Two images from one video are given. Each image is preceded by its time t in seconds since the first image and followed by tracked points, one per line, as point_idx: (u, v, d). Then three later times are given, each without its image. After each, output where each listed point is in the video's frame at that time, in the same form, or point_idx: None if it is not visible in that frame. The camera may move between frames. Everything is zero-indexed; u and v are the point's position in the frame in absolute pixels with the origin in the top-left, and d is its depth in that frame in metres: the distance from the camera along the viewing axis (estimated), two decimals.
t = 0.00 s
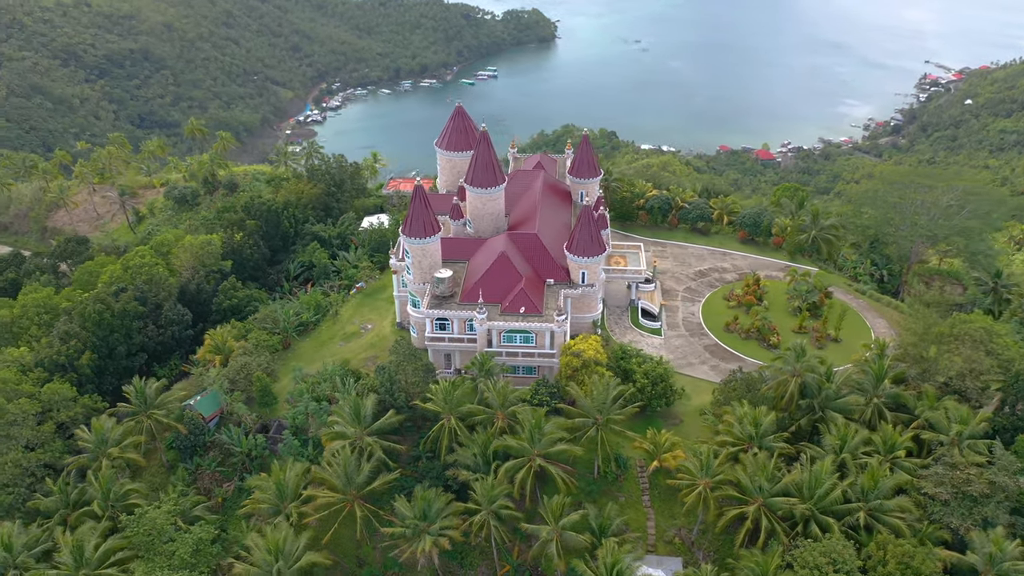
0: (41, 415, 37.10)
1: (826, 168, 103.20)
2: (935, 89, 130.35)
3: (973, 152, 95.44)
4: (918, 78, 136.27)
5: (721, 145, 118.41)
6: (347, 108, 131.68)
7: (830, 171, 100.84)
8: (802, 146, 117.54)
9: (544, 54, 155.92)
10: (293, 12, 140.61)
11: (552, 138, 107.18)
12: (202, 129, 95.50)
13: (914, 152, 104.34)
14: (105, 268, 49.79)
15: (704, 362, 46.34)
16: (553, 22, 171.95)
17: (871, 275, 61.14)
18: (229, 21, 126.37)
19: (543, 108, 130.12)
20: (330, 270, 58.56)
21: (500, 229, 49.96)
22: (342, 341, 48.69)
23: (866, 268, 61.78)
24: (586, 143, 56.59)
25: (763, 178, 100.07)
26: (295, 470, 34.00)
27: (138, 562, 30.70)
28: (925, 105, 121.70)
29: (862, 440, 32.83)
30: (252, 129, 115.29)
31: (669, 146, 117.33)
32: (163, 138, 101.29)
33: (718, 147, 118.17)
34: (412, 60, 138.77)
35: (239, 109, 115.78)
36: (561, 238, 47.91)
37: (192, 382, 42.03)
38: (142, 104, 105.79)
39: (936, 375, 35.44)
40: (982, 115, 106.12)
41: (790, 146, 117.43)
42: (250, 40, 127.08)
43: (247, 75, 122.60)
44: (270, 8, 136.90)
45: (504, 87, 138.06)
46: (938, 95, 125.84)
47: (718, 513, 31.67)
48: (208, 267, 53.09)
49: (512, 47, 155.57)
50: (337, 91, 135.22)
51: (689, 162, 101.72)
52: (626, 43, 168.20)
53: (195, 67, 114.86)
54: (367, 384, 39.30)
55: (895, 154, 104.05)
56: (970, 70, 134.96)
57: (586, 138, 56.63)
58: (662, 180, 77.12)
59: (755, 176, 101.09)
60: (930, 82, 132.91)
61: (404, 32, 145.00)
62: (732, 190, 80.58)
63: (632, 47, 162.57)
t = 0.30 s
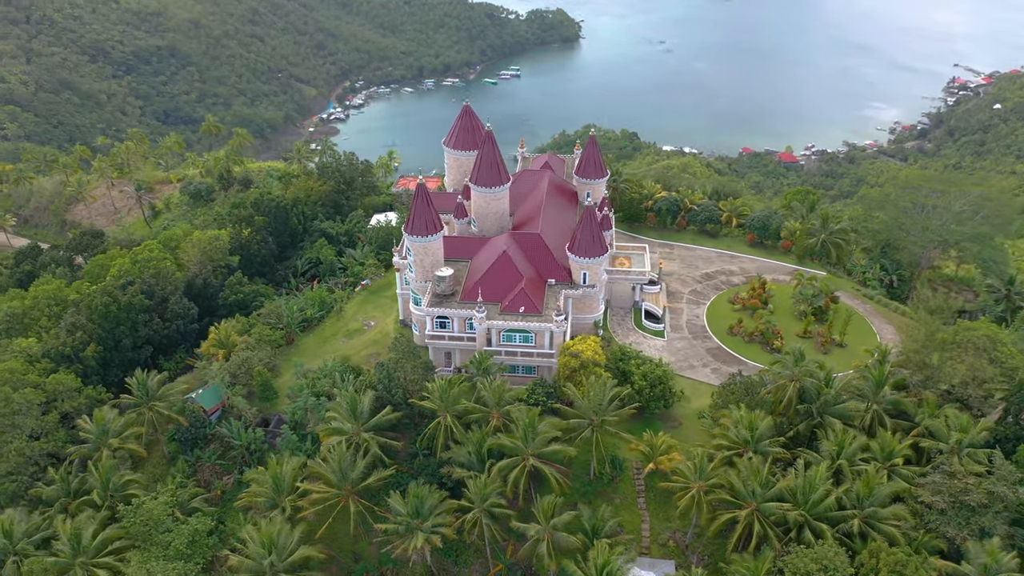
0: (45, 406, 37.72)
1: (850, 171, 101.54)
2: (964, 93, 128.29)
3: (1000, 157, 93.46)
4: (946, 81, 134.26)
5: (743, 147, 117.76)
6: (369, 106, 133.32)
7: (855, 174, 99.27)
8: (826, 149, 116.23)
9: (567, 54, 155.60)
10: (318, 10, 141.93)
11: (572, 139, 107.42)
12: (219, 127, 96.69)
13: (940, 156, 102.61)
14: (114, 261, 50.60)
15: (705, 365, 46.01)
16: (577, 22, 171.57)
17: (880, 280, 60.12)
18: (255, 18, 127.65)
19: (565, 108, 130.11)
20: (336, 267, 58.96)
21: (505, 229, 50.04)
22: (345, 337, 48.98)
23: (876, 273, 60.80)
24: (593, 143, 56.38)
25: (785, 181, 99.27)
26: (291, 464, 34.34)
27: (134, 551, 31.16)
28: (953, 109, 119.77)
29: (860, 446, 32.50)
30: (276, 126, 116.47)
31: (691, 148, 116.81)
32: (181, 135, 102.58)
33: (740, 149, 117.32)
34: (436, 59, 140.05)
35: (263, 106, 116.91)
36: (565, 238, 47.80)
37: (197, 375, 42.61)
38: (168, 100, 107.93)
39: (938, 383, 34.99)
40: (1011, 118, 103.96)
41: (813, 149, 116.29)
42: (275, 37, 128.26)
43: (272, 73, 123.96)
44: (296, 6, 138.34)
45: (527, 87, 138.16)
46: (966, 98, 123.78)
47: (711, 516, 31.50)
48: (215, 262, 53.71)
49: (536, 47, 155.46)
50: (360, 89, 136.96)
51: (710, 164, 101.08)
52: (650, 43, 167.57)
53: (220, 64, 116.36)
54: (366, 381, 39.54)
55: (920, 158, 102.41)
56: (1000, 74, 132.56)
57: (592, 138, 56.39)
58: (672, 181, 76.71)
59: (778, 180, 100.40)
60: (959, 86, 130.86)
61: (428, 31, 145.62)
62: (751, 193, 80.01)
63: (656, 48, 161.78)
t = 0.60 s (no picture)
0: (50, 396, 38.38)
1: (874, 175, 99.96)
2: (993, 97, 126.30)
3: None
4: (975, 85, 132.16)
5: (766, 149, 116.93)
6: (392, 104, 134.00)
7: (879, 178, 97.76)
8: (851, 152, 114.86)
9: (590, 54, 154.53)
10: (343, 9, 143.80)
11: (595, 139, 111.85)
12: (235, 123, 97.64)
13: (966, 160, 101.01)
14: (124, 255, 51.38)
15: (707, 368, 45.69)
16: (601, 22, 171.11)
17: (888, 285, 58.81)
18: (280, 16, 130.60)
19: (587, 108, 130.07)
20: (342, 264, 59.29)
21: (508, 228, 50.02)
22: (348, 333, 49.29)
23: (885, 278, 59.48)
24: (600, 143, 56.14)
25: (807, 184, 98.51)
26: (289, 458, 34.68)
27: (131, 541, 31.63)
28: (981, 113, 117.89)
29: (857, 453, 32.22)
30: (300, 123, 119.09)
31: (713, 150, 116.08)
32: (198, 131, 104.11)
33: (763, 152, 116.48)
34: (459, 58, 140.15)
35: (286, 103, 119.05)
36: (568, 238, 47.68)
37: (200, 368, 43.12)
38: (193, 97, 110.30)
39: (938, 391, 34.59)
40: None
41: (837, 152, 115.11)
42: (299, 35, 130.82)
43: (296, 70, 126.25)
44: (321, 4, 140.15)
45: (549, 87, 138.08)
46: (995, 103, 121.82)
47: (704, 520, 31.34)
48: (222, 257, 54.27)
49: (560, 47, 154.87)
50: (383, 87, 137.41)
51: (731, 166, 100.40)
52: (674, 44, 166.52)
53: (245, 61, 119.40)
54: (365, 377, 39.81)
55: (946, 163, 100.76)
56: None
57: (599, 139, 56.14)
58: (683, 182, 76.22)
59: (800, 183, 99.59)
60: (988, 90, 128.80)
61: (451, 30, 145.93)
62: (770, 197, 79.54)
63: (681, 49, 160.87)
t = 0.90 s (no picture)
0: (55, 386, 39.19)
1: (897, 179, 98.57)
2: (1021, 102, 124.53)
3: None
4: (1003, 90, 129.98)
5: (788, 152, 116.00)
6: (413, 103, 134.64)
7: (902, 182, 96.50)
8: (874, 156, 113.84)
9: (613, 54, 154.97)
10: (367, 7, 144.12)
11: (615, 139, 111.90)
12: (250, 120, 98.65)
13: (993, 165, 99.49)
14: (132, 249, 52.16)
15: (708, 370, 45.41)
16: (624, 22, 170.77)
17: (896, 291, 57.39)
18: (304, 15, 132.09)
19: (608, 108, 130.05)
20: (347, 260, 59.66)
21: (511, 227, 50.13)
22: (350, 330, 49.60)
23: (892, 284, 58.05)
24: (606, 144, 55.84)
25: (828, 187, 97.50)
26: (285, 452, 35.00)
27: (128, 531, 32.11)
28: (1010, 117, 116.16)
29: (854, 459, 31.93)
30: (323, 121, 121.32)
31: (735, 151, 115.25)
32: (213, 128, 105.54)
33: (785, 154, 115.71)
34: (481, 58, 140.08)
35: (308, 101, 121.01)
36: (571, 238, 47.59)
37: (202, 362, 43.48)
38: (217, 94, 113.33)
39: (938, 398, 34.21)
40: None
41: (860, 156, 114.30)
42: (322, 33, 132.27)
43: (319, 68, 128.03)
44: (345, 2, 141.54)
45: (571, 87, 138.35)
46: None
47: (697, 523, 31.21)
48: (229, 252, 54.91)
49: (582, 47, 155.50)
50: (405, 85, 138.04)
51: (750, 168, 99.78)
52: (698, 45, 165.59)
53: (269, 59, 121.77)
54: (363, 374, 40.01)
55: (972, 168, 99.25)
56: None
57: (605, 139, 55.87)
58: (690, 184, 75.60)
59: (822, 186, 98.67)
60: (1016, 94, 126.85)
61: (474, 29, 146.43)
62: (790, 199, 78.75)
63: (704, 50, 160.10)
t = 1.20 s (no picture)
0: (59, 377, 39.90)
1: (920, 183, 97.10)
2: None
3: None
4: None
5: (810, 155, 115.21)
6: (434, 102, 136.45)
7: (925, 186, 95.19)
8: (898, 160, 112.89)
9: (634, 54, 157.06)
10: (390, 7, 147.85)
11: (635, 140, 112.25)
12: (264, 117, 99.78)
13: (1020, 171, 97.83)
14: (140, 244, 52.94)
15: (708, 373, 45.12)
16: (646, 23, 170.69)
17: (903, 295, 56.99)
18: (328, 13, 134.77)
19: (628, 108, 130.69)
20: (352, 257, 60.07)
21: (514, 227, 50.09)
22: (352, 327, 49.91)
23: (900, 289, 57.53)
24: (612, 144, 55.60)
25: (850, 191, 96.36)
26: (282, 447, 35.32)
27: (125, 521, 32.56)
28: None
29: (849, 465, 31.68)
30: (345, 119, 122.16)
31: (757, 154, 114.63)
32: (229, 126, 106.82)
33: (807, 157, 114.88)
34: (503, 58, 141.59)
35: (330, 99, 122.57)
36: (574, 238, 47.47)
37: (204, 356, 43.95)
38: (240, 91, 116.63)
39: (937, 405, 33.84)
40: None
41: (883, 159, 113.33)
42: (346, 32, 134.49)
43: (341, 66, 129.18)
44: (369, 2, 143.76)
45: (592, 87, 139.61)
46: None
47: (689, 526, 31.08)
48: (235, 248, 55.53)
49: (604, 47, 157.50)
50: (427, 84, 140.58)
51: (770, 170, 99.16)
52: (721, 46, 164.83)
53: (292, 57, 124.29)
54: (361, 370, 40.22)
55: (998, 173, 97.57)
56: None
57: (610, 140, 55.66)
58: (698, 187, 74.97)
59: (843, 189, 97.59)
60: None
61: (497, 28, 147.35)
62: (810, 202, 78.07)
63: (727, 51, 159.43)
